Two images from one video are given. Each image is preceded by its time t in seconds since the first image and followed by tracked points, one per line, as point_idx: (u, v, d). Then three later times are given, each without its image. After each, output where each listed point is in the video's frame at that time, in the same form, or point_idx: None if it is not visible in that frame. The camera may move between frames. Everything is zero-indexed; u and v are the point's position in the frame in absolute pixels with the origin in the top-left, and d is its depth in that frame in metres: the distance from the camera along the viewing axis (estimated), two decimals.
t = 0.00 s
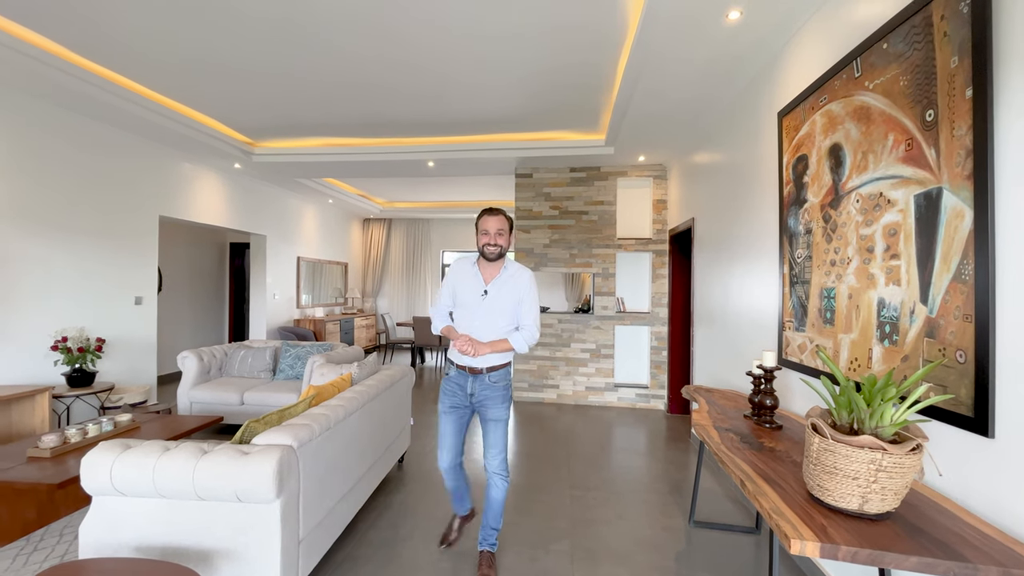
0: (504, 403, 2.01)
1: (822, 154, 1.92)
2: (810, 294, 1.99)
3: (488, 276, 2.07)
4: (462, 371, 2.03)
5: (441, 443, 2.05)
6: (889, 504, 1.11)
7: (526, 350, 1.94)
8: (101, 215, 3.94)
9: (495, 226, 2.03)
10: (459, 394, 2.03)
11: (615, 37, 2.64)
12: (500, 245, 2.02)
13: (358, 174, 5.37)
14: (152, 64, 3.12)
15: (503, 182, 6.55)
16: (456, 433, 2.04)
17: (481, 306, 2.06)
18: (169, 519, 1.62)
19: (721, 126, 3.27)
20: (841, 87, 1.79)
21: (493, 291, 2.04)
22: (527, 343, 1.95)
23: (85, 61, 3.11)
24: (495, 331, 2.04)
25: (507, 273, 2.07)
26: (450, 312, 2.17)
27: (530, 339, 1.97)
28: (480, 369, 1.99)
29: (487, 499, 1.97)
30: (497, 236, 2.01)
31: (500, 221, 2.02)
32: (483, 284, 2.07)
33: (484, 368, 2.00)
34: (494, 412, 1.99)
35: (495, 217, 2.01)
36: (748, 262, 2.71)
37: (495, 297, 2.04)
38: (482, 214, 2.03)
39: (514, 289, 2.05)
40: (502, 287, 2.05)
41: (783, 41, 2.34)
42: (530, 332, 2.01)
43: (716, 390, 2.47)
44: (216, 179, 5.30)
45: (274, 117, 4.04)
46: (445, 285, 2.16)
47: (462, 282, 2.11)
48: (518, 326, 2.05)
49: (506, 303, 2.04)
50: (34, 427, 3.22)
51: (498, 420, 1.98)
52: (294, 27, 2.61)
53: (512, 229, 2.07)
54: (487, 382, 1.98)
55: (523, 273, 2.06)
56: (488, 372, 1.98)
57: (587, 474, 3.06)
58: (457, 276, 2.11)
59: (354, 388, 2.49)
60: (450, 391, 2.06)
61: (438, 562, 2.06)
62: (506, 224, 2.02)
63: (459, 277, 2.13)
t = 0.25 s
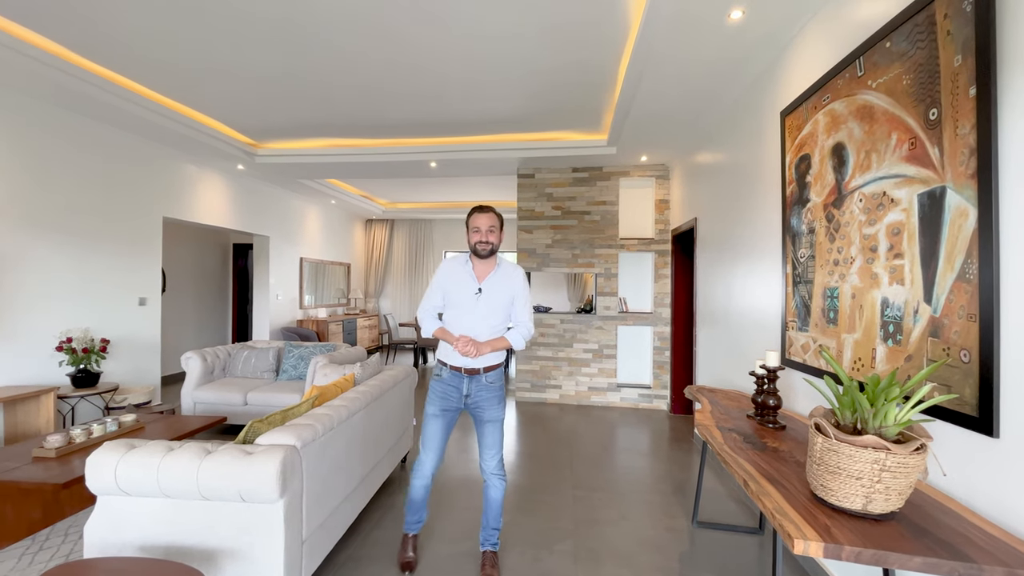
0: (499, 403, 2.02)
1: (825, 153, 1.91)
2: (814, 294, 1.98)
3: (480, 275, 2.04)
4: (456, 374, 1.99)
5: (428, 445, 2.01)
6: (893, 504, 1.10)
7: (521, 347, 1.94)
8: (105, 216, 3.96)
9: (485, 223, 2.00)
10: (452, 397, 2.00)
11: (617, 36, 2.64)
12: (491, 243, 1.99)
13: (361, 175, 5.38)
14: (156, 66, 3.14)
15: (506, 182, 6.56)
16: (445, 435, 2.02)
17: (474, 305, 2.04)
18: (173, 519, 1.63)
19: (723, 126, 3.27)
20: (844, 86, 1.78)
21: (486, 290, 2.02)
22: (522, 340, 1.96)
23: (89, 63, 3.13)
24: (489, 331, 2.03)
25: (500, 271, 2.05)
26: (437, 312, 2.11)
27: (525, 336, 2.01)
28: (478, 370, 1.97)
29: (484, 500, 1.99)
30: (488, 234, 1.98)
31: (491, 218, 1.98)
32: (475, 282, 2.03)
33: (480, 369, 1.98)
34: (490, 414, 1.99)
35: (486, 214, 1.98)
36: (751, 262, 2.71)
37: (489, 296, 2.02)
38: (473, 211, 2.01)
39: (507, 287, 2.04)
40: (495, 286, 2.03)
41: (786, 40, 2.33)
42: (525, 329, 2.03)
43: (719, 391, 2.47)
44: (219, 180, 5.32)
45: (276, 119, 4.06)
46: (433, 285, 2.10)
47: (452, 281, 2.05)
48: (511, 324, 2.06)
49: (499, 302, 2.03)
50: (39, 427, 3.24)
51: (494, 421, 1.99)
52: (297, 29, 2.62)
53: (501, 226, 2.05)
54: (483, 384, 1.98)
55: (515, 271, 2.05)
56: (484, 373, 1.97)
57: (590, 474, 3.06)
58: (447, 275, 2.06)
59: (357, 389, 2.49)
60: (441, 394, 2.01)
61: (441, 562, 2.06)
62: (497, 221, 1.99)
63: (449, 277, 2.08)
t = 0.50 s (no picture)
0: (486, 403, 2.03)
1: (830, 152, 1.91)
2: (819, 293, 1.98)
3: (459, 274, 2.06)
4: (443, 376, 1.97)
5: (415, 452, 1.99)
6: (900, 504, 1.10)
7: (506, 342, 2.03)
8: (110, 217, 3.98)
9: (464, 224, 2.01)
10: (439, 403, 1.97)
11: (620, 37, 2.64)
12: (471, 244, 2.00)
13: (365, 176, 5.40)
14: (161, 68, 3.16)
15: (509, 182, 6.56)
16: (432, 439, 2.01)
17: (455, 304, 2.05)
18: (179, 518, 1.64)
19: (726, 125, 3.26)
20: (849, 85, 1.78)
21: (468, 288, 2.05)
22: (505, 336, 2.05)
23: (96, 65, 3.16)
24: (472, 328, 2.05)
25: (477, 270, 2.08)
26: (415, 314, 2.06)
27: (506, 330, 2.11)
28: (466, 370, 1.98)
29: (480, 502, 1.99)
30: (469, 235, 2.00)
31: (470, 221, 2.00)
32: (456, 281, 2.05)
33: (468, 367, 1.99)
34: (477, 414, 2.00)
35: (466, 216, 1.99)
36: (755, 262, 2.70)
37: (471, 295, 2.05)
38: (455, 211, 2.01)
39: (487, 285, 2.08)
40: (475, 284, 2.06)
41: (791, 38, 2.32)
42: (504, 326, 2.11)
43: (723, 391, 2.46)
44: (223, 181, 5.34)
45: (281, 120, 4.08)
46: (410, 286, 2.06)
47: (432, 281, 2.04)
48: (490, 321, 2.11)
49: (480, 300, 2.06)
50: (46, 427, 3.26)
51: (483, 421, 2.00)
52: (301, 30, 2.64)
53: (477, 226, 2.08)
54: (471, 384, 1.99)
55: (492, 269, 2.11)
56: (472, 372, 1.99)
57: (594, 474, 3.05)
58: (425, 275, 2.04)
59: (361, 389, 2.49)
60: (426, 402, 1.97)
61: (445, 562, 2.06)
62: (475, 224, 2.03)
63: (426, 277, 2.06)
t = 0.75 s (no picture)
0: (470, 400, 2.07)
1: (835, 150, 1.90)
2: (825, 292, 1.97)
3: (440, 276, 2.09)
4: (430, 376, 1.97)
5: (405, 451, 2.00)
6: (908, 504, 1.09)
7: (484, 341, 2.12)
8: (115, 218, 4.01)
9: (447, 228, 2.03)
10: (426, 401, 1.97)
11: (623, 36, 2.64)
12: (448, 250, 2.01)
13: (368, 176, 5.41)
14: (166, 69, 3.18)
15: (512, 182, 6.56)
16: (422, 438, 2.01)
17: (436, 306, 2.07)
18: (185, 518, 1.65)
19: (730, 124, 3.25)
20: (855, 83, 1.77)
21: (449, 290, 2.09)
22: (483, 336, 2.14)
23: (102, 67, 3.19)
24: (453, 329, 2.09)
25: (456, 272, 2.13)
26: (396, 317, 2.03)
27: (481, 328, 2.19)
28: (452, 369, 2.01)
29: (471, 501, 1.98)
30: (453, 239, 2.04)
31: (454, 225, 2.04)
32: (437, 283, 2.07)
33: (453, 367, 2.02)
34: (463, 411, 2.03)
35: (451, 221, 2.01)
36: (760, 261, 2.69)
37: (452, 296, 2.09)
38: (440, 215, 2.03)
39: (465, 286, 2.14)
40: (456, 286, 2.10)
41: (796, 36, 2.31)
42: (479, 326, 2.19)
43: (728, 390, 2.45)
44: (228, 182, 5.37)
45: (285, 120, 4.09)
46: (391, 288, 2.02)
47: (413, 284, 2.04)
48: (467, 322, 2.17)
49: (461, 302, 2.11)
50: (53, 426, 3.29)
51: (469, 417, 2.04)
52: (305, 31, 2.64)
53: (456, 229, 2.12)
54: (457, 382, 2.02)
55: (468, 272, 2.18)
56: (458, 370, 2.03)
57: (598, 474, 3.05)
58: (408, 277, 2.03)
59: (366, 388, 2.49)
60: (415, 400, 1.97)
61: (450, 562, 2.06)
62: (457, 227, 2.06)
63: (407, 279, 2.04)
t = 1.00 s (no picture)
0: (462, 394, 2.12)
1: (843, 148, 1.88)
2: (832, 291, 1.95)
3: (429, 274, 2.10)
4: (427, 373, 1.99)
5: (404, 448, 2.00)
6: (917, 505, 1.08)
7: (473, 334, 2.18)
8: (122, 219, 4.04)
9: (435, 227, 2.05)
10: (423, 397, 2.00)
11: (628, 35, 2.63)
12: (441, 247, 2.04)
13: (372, 176, 5.42)
14: (172, 71, 3.20)
15: (516, 181, 6.56)
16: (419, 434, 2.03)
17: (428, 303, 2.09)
18: (192, 517, 1.65)
19: (736, 122, 3.24)
20: (863, 80, 1.75)
21: (439, 287, 2.12)
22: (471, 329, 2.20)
23: (109, 69, 3.21)
24: (444, 325, 2.12)
25: (442, 270, 2.16)
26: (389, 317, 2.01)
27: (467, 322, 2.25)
28: (447, 364, 2.05)
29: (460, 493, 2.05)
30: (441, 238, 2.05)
31: (441, 224, 2.06)
32: (428, 281, 2.09)
33: (447, 362, 2.06)
34: (455, 405, 2.08)
35: (438, 220, 2.04)
36: (766, 260, 2.67)
37: (442, 295, 2.12)
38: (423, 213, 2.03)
39: (452, 284, 2.18)
40: (445, 283, 2.14)
41: (802, 33, 2.29)
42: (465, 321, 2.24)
43: (734, 390, 2.44)
44: (233, 183, 5.39)
45: (289, 121, 4.11)
46: (383, 288, 2.00)
47: (405, 283, 2.03)
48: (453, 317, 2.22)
49: (449, 298, 2.15)
50: (62, 425, 3.31)
51: (462, 411, 2.09)
52: (310, 31, 2.65)
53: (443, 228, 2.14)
54: (451, 376, 2.06)
55: (454, 269, 2.21)
56: (451, 365, 2.07)
57: (603, 474, 3.04)
58: (400, 276, 2.02)
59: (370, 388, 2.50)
60: (412, 396, 1.98)
61: (455, 561, 2.06)
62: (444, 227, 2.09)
63: (399, 278, 2.03)
